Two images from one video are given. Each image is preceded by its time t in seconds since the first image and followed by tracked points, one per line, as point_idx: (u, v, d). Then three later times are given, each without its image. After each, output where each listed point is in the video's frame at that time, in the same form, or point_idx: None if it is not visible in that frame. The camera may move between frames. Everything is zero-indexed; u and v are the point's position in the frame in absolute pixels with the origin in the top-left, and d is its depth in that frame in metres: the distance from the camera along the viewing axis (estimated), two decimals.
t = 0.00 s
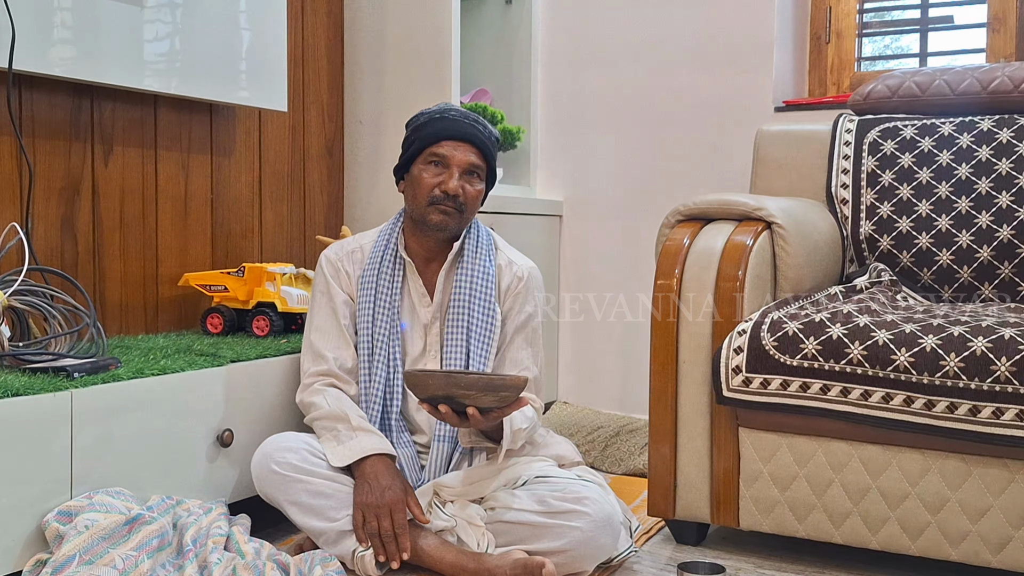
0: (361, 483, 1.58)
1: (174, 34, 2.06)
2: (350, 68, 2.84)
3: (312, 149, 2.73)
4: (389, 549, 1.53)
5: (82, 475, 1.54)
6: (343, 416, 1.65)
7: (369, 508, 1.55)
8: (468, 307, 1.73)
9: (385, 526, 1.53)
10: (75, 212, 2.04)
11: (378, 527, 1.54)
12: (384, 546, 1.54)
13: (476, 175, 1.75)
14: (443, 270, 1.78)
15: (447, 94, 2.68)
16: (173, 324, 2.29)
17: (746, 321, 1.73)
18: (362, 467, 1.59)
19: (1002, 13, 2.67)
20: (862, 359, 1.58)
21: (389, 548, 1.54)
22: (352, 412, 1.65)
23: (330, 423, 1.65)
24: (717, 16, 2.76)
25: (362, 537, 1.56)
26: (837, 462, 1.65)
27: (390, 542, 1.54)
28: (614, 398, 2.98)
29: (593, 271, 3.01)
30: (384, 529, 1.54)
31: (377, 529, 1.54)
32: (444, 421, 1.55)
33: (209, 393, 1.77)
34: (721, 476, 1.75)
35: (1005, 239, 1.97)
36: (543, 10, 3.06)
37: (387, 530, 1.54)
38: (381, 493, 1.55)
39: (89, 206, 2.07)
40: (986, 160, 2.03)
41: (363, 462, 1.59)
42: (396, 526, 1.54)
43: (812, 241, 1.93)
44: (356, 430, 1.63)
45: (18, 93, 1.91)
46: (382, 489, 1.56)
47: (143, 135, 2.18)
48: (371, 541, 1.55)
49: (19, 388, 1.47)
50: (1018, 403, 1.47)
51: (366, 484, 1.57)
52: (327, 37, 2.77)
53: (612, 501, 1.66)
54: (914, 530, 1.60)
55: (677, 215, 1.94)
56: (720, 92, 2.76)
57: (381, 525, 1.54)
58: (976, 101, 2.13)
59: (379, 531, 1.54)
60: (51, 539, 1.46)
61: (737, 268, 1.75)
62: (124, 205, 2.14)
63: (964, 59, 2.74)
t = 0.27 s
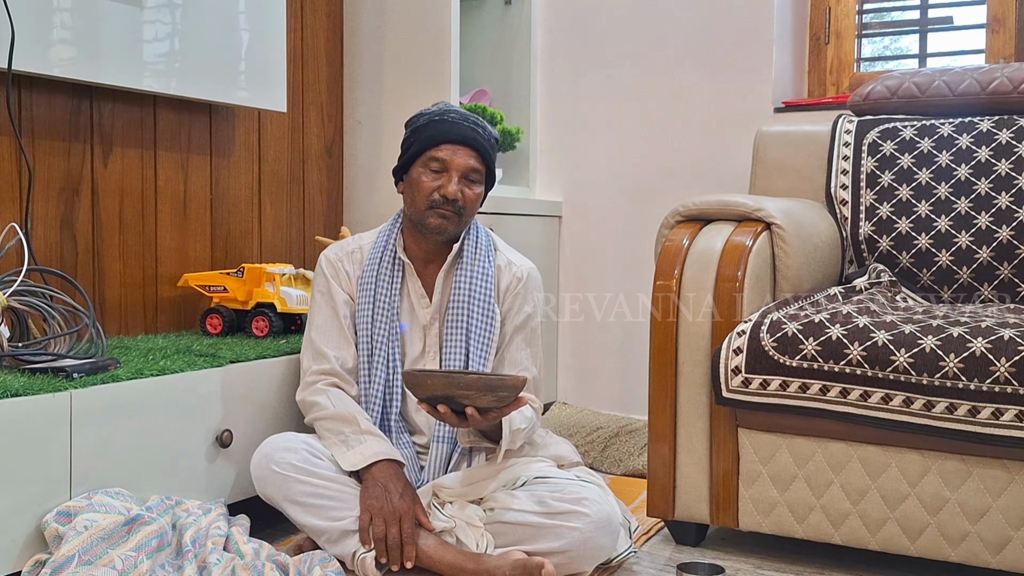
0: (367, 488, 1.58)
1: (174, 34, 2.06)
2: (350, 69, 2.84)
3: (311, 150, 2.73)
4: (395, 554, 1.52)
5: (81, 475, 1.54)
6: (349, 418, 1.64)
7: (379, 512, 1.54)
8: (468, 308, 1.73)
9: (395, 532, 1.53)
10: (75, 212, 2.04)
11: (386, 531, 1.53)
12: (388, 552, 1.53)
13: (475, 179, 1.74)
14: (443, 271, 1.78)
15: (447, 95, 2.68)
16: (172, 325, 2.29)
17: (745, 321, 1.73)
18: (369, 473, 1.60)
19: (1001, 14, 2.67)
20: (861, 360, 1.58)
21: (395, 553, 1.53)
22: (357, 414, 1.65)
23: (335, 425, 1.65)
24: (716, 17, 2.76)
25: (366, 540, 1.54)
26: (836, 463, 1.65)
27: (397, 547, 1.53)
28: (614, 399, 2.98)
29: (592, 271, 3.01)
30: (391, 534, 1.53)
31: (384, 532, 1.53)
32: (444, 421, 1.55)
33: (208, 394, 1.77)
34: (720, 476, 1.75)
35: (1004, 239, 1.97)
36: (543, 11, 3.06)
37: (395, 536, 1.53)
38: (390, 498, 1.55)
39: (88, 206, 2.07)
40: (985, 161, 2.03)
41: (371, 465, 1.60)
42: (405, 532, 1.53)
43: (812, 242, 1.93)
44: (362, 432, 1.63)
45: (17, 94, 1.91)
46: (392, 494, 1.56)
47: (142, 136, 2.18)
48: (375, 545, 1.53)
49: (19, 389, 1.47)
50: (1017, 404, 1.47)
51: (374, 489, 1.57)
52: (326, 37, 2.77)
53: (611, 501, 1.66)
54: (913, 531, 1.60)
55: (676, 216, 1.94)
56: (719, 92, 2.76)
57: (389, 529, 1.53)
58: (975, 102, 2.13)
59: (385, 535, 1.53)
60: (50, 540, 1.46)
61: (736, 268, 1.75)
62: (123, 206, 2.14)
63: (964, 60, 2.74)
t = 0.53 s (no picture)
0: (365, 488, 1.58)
1: (173, 35, 2.06)
2: (349, 70, 2.84)
3: (310, 151, 2.73)
4: (394, 553, 1.52)
5: (80, 476, 1.54)
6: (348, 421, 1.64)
7: (377, 510, 1.54)
8: (468, 309, 1.73)
9: (393, 530, 1.53)
10: (74, 213, 2.04)
11: (386, 530, 1.53)
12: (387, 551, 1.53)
13: (478, 189, 1.72)
14: (443, 272, 1.78)
15: (446, 96, 2.68)
16: (171, 326, 2.29)
17: (745, 322, 1.73)
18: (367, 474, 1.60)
19: (1000, 15, 2.67)
20: (861, 361, 1.58)
21: (394, 552, 1.53)
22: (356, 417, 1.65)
23: (334, 427, 1.65)
24: (716, 17, 2.76)
25: (366, 540, 1.54)
26: (835, 464, 1.65)
27: (397, 546, 1.53)
28: (613, 399, 2.98)
29: (591, 272, 3.01)
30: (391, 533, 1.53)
31: (384, 531, 1.53)
32: (446, 419, 1.55)
33: (207, 395, 1.77)
34: (719, 478, 1.75)
35: (1003, 241, 1.97)
36: (542, 12, 3.06)
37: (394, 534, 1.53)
38: (389, 497, 1.56)
39: (88, 207, 2.07)
40: (984, 162, 2.03)
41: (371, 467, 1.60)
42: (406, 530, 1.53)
43: (811, 243, 1.93)
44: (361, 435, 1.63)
45: (17, 94, 1.91)
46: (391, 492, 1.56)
47: (142, 136, 2.18)
48: (375, 545, 1.53)
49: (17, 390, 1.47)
50: (1017, 406, 1.47)
51: (373, 488, 1.57)
52: (326, 38, 2.77)
53: (610, 502, 1.66)
54: (912, 533, 1.60)
55: (676, 217, 1.93)
56: (719, 93, 2.76)
57: (388, 527, 1.53)
58: (975, 103, 2.13)
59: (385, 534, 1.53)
60: (49, 541, 1.46)
61: (736, 270, 1.75)
62: (122, 207, 2.14)
63: (963, 61, 2.74)
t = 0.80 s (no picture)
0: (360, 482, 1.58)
1: (173, 36, 2.06)
2: (349, 70, 2.84)
3: (310, 151, 2.73)
4: (399, 543, 1.53)
5: (79, 477, 1.54)
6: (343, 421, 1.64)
7: (372, 504, 1.55)
8: (469, 311, 1.73)
9: (393, 520, 1.53)
10: (73, 214, 2.04)
11: (385, 523, 1.54)
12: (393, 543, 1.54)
13: (475, 193, 1.70)
14: (443, 274, 1.78)
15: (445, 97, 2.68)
16: (170, 327, 2.29)
17: (744, 323, 1.73)
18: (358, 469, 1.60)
19: (1000, 16, 2.67)
20: (860, 363, 1.58)
21: (399, 542, 1.53)
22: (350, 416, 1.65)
23: (330, 428, 1.65)
24: (715, 18, 2.76)
25: (370, 538, 1.55)
26: (834, 465, 1.65)
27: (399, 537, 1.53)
28: (612, 400, 2.98)
29: (591, 273, 3.01)
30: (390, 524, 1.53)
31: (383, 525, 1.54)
32: (449, 418, 1.54)
33: (206, 396, 1.77)
34: (718, 479, 1.75)
35: (1002, 241, 1.97)
36: (542, 13, 3.06)
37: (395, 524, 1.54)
38: (381, 487, 1.56)
39: (87, 207, 2.07)
40: (984, 163, 2.03)
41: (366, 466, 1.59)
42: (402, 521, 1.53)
43: (810, 244, 1.93)
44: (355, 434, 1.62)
45: (16, 95, 1.91)
46: (382, 483, 1.57)
47: (141, 137, 2.18)
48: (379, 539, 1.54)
49: (17, 391, 1.47)
50: (1016, 407, 1.47)
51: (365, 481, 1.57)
52: (325, 39, 2.77)
53: (609, 504, 1.66)
54: (911, 534, 1.60)
55: (675, 218, 1.93)
56: (719, 94, 2.77)
57: (387, 519, 1.54)
58: (974, 104, 2.13)
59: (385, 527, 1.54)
60: (48, 542, 1.46)
61: (735, 271, 1.76)
62: (122, 208, 2.14)
63: (962, 62, 2.74)
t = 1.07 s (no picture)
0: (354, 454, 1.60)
1: (172, 36, 2.06)
2: (348, 71, 2.84)
3: (309, 152, 2.73)
4: (402, 489, 1.55)
5: (78, 478, 1.54)
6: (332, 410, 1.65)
7: (363, 468, 1.57)
8: (470, 312, 1.73)
9: (382, 472, 1.55)
10: (72, 215, 2.05)
11: (381, 479, 1.56)
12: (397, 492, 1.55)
13: (470, 195, 1.70)
14: (443, 276, 1.78)
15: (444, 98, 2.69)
16: (170, 328, 2.29)
17: (743, 324, 1.73)
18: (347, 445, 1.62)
19: (999, 16, 2.67)
20: (859, 364, 1.58)
21: (401, 488, 1.55)
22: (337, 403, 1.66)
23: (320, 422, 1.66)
24: (715, 19, 2.77)
25: (388, 503, 1.58)
26: (834, 466, 1.65)
27: (398, 485, 1.55)
28: (612, 401, 2.98)
29: (590, 273, 3.01)
30: (386, 478, 1.55)
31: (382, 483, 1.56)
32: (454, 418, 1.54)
33: (205, 396, 1.77)
34: (718, 480, 1.75)
35: (1001, 242, 1.97)
36: (541, 13, 3.06)
37: (387, 476, 1.55)
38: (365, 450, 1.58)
39: (87, 208, 2.07)
40: (983, 163, 2.03)
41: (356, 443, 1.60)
42: (393, 471, 1.55)
43: (809, 245, 1.93)
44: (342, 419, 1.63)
45: (16, 95, 1.91)
46: (365, 444, 1.59)
47: (141, 138, 2.18)
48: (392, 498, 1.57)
49: (16, 391, 1.47)
50: (1015, 408, 1.47)
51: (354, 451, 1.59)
52: (325, 40, 2.77)
53: (609, 504, 1.66)
54: (911, 535, 1.60)
55: (674, 219, 1.94)
56: (718, 95, 2.77)
57: (383, 476, 1.56)
58: (974, 105, 2.13)
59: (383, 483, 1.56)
60: (47, 542, 1.46)
61: (734, 271, 1.76)
62: (121, 209, 2.14)
63: (961, 62, 2.74)
